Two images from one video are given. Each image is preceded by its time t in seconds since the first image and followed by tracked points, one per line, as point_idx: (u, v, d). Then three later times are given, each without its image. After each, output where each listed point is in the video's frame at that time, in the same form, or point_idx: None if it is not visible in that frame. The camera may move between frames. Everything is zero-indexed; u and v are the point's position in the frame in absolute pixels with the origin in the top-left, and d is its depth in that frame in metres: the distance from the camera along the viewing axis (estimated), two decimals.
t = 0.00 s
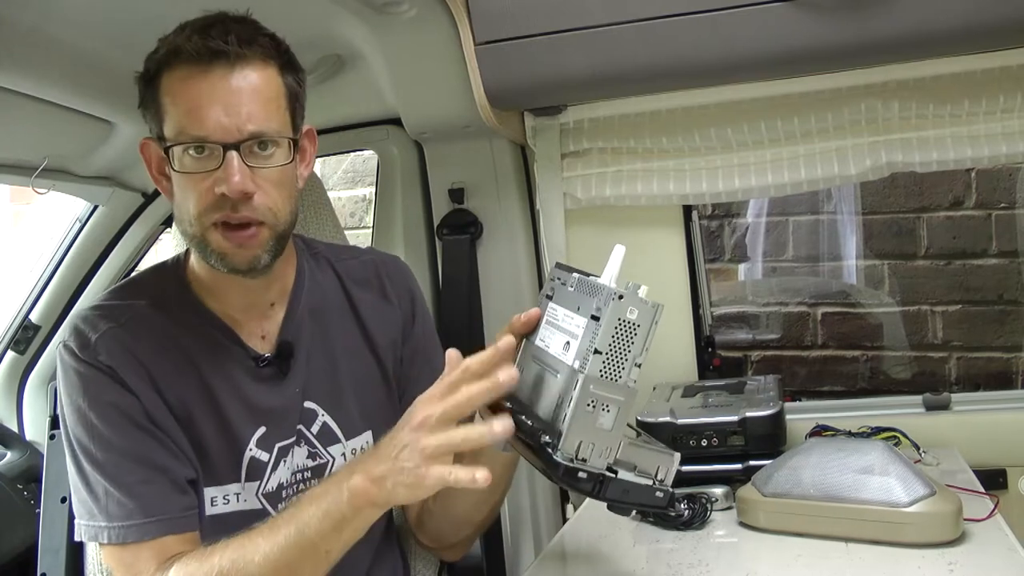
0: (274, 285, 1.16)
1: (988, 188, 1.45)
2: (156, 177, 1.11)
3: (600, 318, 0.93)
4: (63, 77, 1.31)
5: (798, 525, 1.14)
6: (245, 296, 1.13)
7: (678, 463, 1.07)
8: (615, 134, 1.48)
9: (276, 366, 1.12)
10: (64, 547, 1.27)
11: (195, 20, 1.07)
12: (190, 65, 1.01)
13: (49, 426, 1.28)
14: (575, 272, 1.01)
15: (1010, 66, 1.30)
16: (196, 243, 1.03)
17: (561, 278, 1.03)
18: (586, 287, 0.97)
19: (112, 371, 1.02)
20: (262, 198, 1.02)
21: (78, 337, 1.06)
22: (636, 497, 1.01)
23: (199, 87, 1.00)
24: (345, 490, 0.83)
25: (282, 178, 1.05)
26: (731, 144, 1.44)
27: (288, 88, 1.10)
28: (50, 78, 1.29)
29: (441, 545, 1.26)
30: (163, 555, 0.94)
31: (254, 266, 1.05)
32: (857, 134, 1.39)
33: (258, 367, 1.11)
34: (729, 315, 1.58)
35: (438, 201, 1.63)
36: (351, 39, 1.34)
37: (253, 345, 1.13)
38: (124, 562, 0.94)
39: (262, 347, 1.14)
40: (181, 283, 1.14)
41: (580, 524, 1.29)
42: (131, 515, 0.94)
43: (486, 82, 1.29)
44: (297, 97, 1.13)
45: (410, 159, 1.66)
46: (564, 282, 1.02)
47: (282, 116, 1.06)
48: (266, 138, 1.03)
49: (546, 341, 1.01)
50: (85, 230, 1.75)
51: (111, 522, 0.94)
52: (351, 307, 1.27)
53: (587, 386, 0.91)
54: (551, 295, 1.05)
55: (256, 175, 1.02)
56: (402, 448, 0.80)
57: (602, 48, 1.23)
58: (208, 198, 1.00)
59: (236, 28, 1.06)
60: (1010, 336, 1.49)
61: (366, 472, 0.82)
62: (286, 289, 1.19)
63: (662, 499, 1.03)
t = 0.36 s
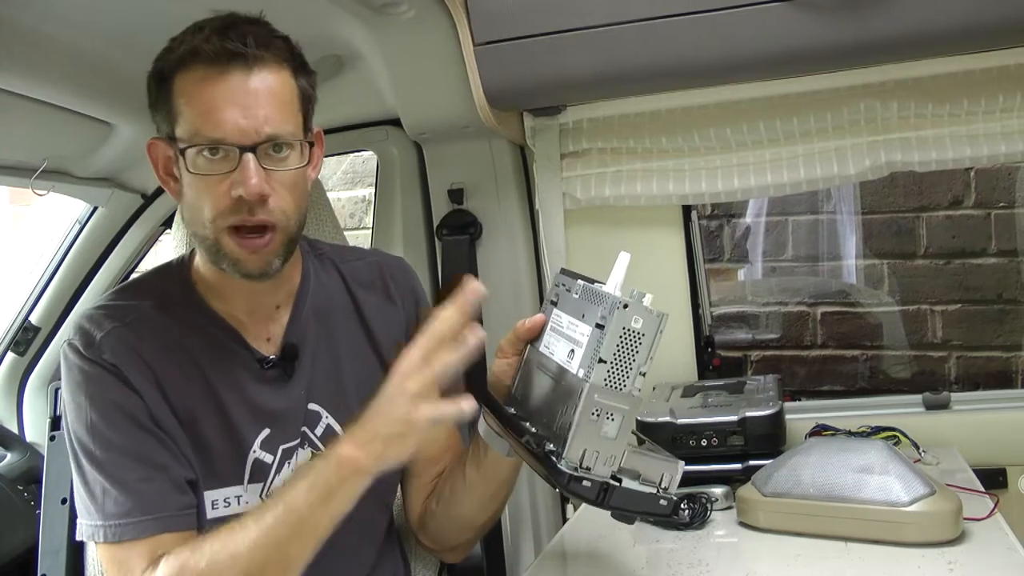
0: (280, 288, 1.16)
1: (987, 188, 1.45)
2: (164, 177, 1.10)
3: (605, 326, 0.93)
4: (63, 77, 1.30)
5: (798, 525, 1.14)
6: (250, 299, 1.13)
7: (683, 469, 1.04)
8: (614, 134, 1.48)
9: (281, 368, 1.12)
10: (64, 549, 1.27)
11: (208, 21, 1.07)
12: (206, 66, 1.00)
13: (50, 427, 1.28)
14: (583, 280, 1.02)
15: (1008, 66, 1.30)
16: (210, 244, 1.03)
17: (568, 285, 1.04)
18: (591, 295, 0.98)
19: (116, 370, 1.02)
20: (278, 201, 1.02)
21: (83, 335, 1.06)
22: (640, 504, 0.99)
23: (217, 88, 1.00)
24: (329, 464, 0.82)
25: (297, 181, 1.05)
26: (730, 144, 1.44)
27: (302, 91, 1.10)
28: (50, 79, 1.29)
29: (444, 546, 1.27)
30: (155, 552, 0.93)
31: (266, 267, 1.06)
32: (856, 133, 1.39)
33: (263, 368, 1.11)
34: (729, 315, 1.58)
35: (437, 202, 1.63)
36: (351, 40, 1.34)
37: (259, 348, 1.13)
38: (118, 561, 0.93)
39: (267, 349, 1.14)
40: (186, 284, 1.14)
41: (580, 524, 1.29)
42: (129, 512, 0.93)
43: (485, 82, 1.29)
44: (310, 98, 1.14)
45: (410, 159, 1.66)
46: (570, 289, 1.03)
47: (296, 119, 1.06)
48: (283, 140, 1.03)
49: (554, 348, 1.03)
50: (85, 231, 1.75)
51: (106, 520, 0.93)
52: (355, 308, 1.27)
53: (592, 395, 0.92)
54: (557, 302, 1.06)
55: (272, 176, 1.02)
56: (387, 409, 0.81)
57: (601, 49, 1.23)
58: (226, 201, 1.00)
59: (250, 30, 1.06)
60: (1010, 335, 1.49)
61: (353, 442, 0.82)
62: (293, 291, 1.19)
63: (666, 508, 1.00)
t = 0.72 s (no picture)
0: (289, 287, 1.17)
1: (987, 189, 1.45)
2: (183, 181, 1.12)
3: (613, 330, 0.92)
4: (64, 77, 1.30)
5: (798, 525, 1.14)
6: (261, 298, 1.15)
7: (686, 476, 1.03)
8: (615, 134, 1.48)
9: (284, 365, 1.13)
10: (64, 547, 1.27)
11: (249, 28, 1.08)
12: (264, 76, 1.03)
13: (50, 426, 1.28)
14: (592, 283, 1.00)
15: (1008, 66, 1.30)
16: (266, 252, 1.05)
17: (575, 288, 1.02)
18: (600, 298, 0.96)
19: (121, 357, 1.02)
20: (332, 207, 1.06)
21: (87, 327, 1.06)
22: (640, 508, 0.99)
23: (276, 100, 1.02)
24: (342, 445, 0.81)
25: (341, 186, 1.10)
26: (731, 144, 1.44)
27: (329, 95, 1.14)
28: (51, 78, 1.29)
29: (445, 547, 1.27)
30: (168, 531, 0.92)
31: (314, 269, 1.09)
32: (856, 134, 1.39)
33: (266, 366, 1.12)
34: (729, 315, 1.58)
35: (437, 201, 1.63)
36: (352, 40, 1.34)
37: (264, 345, 1.14)
38: (130, 544, 0.91)
39: (272, 347, 1.15)
40: (187, 282, 1.14)
41: (580, 524, 1.29)
42: (140, 491, 0.93)
43: (486, 82, 1.29)
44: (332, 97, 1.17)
45: (410, 159, 1.66)
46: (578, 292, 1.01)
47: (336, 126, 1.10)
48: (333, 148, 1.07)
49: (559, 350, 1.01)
50: (85, 230, 1.75)
51: (117, 501, 0.93)
52: (358, 308, 1.27)
53: (598, 398, 0.92)
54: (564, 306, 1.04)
55: (326, 183, 1.06)
56: (407, 378, 0.81)
57: (602, 49, 1.23)
58: (285, 207, 1.03)
59: (292, 38, 1.08)
60: (1010, 336, 1.49)
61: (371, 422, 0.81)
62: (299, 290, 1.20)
63: (668, 512, 1.00)
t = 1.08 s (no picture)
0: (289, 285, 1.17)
1: (987, 189, 1.45)
2: (187, 174, 1.12)
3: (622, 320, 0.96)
4: (64, 76, 1.31)
5: (798, 525, 1.14)
6: (260, 295, 1.15)
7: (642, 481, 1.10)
8: (615, 134, 1.48)
9: (285, 364, 1.13)
10: (64, 547, 1.27)
11: (261, 23, 1.08)
12: (275, 69, 1.03)
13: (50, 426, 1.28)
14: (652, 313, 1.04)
15: (1008, 66, 1.30)
16: (268, 244, 1.05)
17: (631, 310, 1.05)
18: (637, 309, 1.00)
19: (120, 363, 1.01)
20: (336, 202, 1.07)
21: (86, 330, 1.05)
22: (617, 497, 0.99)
23: (289, 95, 1.03)
24: None
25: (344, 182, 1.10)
26: (731, 144, 1.44)
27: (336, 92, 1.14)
28: (51, 78, 1.29)
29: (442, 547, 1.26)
30: (166, 548, 0.93)
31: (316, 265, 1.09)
32: (857, 134, 1.39)
33: (267, 365, 1.12)
34: (729, 315, 1.58)
35: (437, 201, 1.63)
36: (352, 40, 1.34)
37: (264, 343, 1.15)
38: (128, 555, 0.93)
39: (272, 345, 1.16)
40: (185, 279, 1.14)
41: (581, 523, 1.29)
42: (137, 506, 0.93)
43: (486, 82, 1.29)
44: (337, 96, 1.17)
45: (410, 159, 1.66)
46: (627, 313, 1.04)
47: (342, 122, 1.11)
48: (340, 144, 1.07)
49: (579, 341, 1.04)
50: (85, 230, 1.75)
51: (115, 513, 0.93)
52: (357, 307, 1.27)
53: (563, 353, 0.96)
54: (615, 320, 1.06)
55: (333, 178, 1.06)
56: (445, 551, 0.73)
57: (602, 49, 1.23)
58: (291, 200, 1.03)
59: (303, 33, 1.08)
60: (1010, 336, 1.49)
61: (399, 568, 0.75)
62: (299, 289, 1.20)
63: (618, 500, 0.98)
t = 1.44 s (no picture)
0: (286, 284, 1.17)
1: (989, 190, 1.45)
2: (190, 167, 1.11)
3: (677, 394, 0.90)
4: (65, 75, 1.31)
5: (797, 525, 1.14)
6: (257, 293, 1.15)
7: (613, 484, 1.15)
8: (615, 134, 1.49)
9: (282, 361, 1.13)
10: (64, 545, 1.28)
11: (279, 26, 1.09)
12: (291, 72, 1.04)
13: (50, 425, 1.28)
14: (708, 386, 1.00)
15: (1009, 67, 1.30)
16: (266, 244, 1.05)
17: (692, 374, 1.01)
18: (696, 382, 0.96)
19: (117, 365, 1.01)
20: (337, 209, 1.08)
21: (83, 333, 1.04)
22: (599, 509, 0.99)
23: (302, 98, 1.03)
24: (357, 558, 0.83)
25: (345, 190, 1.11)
26: (731, 145, 1.44)
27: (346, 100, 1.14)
28: (53, 76, 1.29)
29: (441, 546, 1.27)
30: (164, 550, 0.93)
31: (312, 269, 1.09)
32: (858, 135, 1.39)
33: (265, 363, 1.12)
34: (729, 315, 1.58)
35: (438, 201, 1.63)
36: (353, 40, 1.35)
37: (262, 341, 1.15)
38: (128, 556, 0.94)
39: (268, 343, 1.16)
40: (182, 278, 1.14)
41: (581, 522, 1.29)
42: (135, 507, 0.93)
43: (487, 82, 1.29)
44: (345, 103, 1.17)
45: (411, 159, 1.66)
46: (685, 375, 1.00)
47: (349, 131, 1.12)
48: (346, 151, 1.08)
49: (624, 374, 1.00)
50: (86, 229, 1.75)
51: (113, 515, 0.94)
52: (354, 305, 1.28)
53: (600, 395, 0.92)
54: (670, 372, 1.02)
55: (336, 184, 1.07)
56: (428, 530, 0.79)
57: (603, 49, 1.23)
58: (294, 203, 1.04)
59: (320, 39, 1.09)
60: (1010, 338, 1.49)
61: (386, 545, 0.81)
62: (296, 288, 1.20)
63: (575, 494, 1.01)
